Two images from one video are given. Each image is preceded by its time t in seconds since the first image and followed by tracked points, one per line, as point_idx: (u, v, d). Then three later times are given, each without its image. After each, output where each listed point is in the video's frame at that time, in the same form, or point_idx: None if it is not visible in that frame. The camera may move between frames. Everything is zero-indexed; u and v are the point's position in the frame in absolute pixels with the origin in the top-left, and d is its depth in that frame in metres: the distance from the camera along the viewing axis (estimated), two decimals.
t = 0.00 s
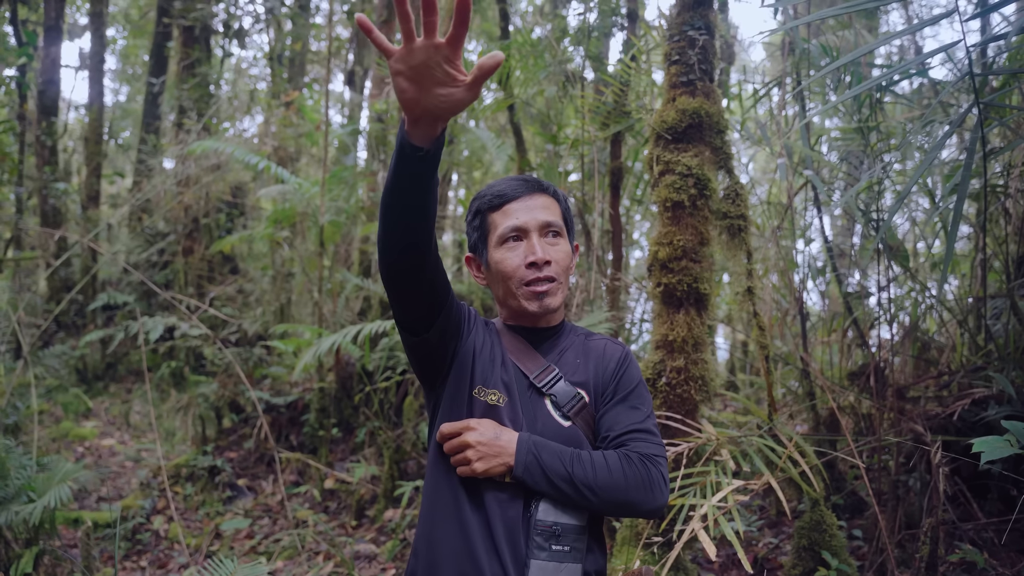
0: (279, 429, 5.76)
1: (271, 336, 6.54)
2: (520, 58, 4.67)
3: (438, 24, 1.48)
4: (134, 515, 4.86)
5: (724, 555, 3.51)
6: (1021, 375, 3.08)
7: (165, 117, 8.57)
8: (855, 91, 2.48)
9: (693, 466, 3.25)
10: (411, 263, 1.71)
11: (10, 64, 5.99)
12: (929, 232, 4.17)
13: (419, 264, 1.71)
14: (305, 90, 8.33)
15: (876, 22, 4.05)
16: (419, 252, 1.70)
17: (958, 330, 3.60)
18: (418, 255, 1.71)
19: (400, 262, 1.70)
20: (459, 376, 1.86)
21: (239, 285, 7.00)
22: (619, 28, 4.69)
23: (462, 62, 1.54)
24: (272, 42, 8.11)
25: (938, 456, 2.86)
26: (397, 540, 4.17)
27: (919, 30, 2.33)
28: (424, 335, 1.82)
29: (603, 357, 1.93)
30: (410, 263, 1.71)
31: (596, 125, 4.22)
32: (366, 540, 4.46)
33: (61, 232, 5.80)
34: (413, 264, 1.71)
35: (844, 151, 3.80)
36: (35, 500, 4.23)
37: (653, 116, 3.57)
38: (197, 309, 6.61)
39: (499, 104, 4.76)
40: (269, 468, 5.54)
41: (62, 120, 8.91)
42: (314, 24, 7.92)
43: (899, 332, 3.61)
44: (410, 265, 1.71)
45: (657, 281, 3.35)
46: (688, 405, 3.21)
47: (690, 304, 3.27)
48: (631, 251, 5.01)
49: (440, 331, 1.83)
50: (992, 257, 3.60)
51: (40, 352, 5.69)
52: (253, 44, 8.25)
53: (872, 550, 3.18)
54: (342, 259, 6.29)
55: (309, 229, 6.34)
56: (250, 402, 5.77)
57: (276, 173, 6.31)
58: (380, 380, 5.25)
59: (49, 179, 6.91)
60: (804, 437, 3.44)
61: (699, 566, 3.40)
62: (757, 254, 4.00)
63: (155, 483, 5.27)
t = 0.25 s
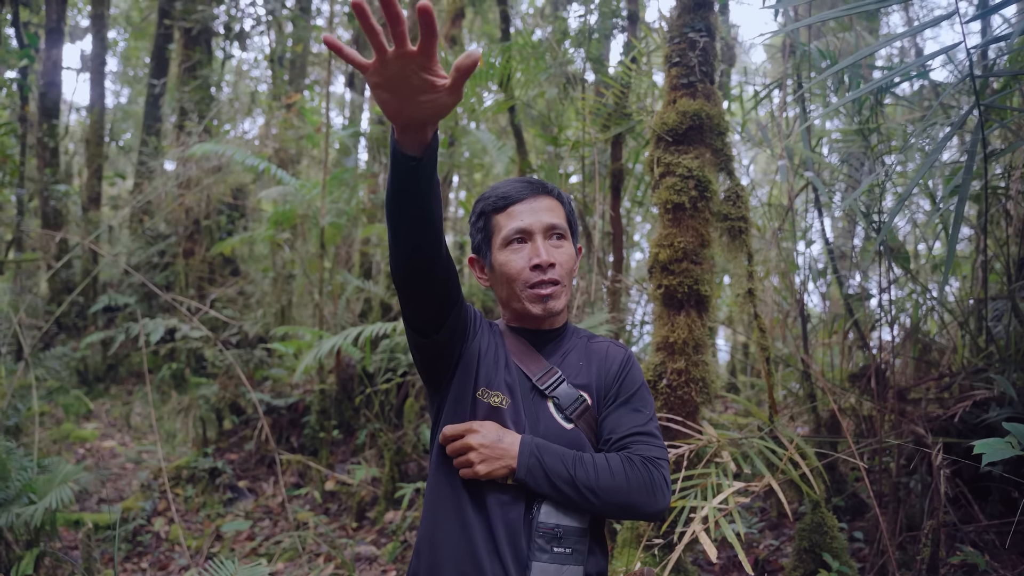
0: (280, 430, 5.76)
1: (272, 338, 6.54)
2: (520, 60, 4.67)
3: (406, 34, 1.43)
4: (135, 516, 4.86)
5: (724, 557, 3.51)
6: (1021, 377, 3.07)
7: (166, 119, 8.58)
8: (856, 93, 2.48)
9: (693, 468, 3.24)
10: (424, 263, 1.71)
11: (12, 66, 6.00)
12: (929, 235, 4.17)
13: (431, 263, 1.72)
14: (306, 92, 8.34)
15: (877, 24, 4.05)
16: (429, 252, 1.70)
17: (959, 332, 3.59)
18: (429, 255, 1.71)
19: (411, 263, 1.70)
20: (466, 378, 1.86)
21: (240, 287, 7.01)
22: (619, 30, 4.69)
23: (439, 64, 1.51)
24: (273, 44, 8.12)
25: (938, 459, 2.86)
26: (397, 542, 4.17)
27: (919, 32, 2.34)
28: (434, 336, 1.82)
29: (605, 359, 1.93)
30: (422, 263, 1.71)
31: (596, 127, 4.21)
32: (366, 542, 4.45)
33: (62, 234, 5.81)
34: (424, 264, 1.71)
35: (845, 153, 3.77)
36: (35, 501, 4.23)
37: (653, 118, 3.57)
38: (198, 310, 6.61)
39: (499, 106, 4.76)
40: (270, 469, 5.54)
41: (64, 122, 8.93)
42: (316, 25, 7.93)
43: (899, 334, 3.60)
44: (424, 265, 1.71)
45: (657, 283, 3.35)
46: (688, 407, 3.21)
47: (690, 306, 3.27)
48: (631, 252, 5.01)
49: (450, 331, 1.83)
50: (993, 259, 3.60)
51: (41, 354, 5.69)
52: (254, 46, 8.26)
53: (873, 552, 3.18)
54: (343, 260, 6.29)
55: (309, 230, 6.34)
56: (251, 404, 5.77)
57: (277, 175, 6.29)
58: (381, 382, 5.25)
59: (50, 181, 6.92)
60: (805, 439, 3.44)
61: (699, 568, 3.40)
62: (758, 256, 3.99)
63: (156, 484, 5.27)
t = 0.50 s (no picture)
0: (281, 430, 5.76)
1: (273, 337, 6.54)
2: (521, 60, 4.69)
3: (416, 41, 1.47)
4: (136, 516, 4.86)
5: (725, 557, 3.51)
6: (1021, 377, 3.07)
7: (167, 119, 8.58)
8: (857, 92, 2.48)
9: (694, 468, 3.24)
10: (401, 266, 1.72)
11: (12, 65, 6.00)
12: (930, 234, 4.16)
13: (411, 268, 1.73)
14: (306, 92, 8.34)
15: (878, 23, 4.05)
16: (409, 256, 1.71)
17: (959, 331, 3.60)
18: (409, 258, 1.72)
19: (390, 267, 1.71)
20: (459, 381, 1.86)
21: (241, 287, 7.01)
22: (620, 29, 4.69)
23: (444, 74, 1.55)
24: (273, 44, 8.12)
25: (938, 458, 2.86)
26: (398, 541, 4.17)
27: (919, 32, 2.34)
28: (422, 340, 1.84)
29: (606, 359, 1.92)
30: (400, 266, 1.72)
31: (596, 127, 4.21)
32: (367, 542, 4.45)
33: (63, 234, 5.81)
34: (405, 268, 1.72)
35: (845, 153, 3.78)
36: (36, 501, 4.23)
37: (654, 118, 3.57)
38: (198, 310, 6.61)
39: (500, 105, 4.76)
40: (270, 469, 5.54)
41: (64, 122, 8.93)
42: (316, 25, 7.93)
43: (900, 333, 3.60)
44: (399, 268, 1.72)
45: (658, 282, 3.35)
46: (688, 407, 3.21)
47: (691, 306, 3.27)
48: (632, 252, 5.02)
49: (437, 337, 1.84)
50: (993, 258, 3.60)
51: (42, 353, 5.69)
52: (254, 46, 8.26)
53: (874, 552, 3.18)
54: (343, 260, 6.29)
55: (310, 230, 6.35)
56: (252, 404, 5.77)
57: (277, 175, 6.28)
58: (381, 382, 5.25)
59: (51, 181, 6.93)
60: (806, 439, 3.44)
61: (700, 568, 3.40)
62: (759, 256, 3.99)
63: (157, 484, 5.28)
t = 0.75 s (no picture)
0: (280, 429, 5.76)
1: (272, 336, 6.53)
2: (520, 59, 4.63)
3: (385, 66, 1.51)
4: (134, 514, 4.85)
5: (724, 555, 3.52)
6: (1020, 376, 3.08)
7: (165, 117, 8.57)
8: (855, 91, 2.49)
9: (693, 466, 3.24)
10: (370, 284, 1.74)
11: (10, 63, 5.98)
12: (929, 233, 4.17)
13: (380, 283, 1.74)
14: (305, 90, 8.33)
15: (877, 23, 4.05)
16: (375, 272, 1.72)
17: (958, 330, 3.60)
18: (376, 274, 1.73)
19: (359, 276, 1.72)
20: (454, 381, 1.89)
21: (240, 285, 7.00)
22: (620, 28, 4.68)
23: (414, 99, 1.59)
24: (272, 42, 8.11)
25: (937, 457, 2.86)
26: (397, 540, 4.17)
27: (919, 31, 2.34)
28: (410, 346, 1.88)
29: (610, 356, 1.91)
30: (370, 283, 1.73)
31: (596, 125, 4.20)
32: (366, 540, 4.45)
33: (61, 232, 5.80)
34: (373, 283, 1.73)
35: (845, 152, 3.78)
36: (35, 499, 4.22)
37: (654, 116, 3.57)
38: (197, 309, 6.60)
39: (499, 104, 4.75)
40: (269, 468, 5.54)
41: (62, 119, 8.91)
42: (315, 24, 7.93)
43: (899, 332, 3.61)
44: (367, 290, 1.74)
45: (657, 281, 3.35)
46: (688, 405, 3.22)
47: (690, 304, 3.27)
48: (631, 251, 5.02)
49: (418, 341, 1.88)
50: (992, 258, 3.60)
51: (40, 352, 5.68)
52: (253, 44, 8.24)
53: (872, 550, 3.19)
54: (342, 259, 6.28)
55: (309, 229, 6.34)
56: (251, 403, 5.76)
57: (276, 173, 6.27)
58: (380, 380, 5.25)
59: (49, 179, 6.92)
60: (805, 437, 3.44)
61: (699, 566, 3.40)
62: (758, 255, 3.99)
63: (155, 483, 5.27)
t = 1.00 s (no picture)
0: (280, 426, 5.76)
1: (271, 333, 6.53)
2: (520, 55, 4.62)
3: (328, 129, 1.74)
4: (134, 512, 4.85)
5: (724, 553, 3.52)
6: (1020, 374, 3.07)
7: (164, 114, 8.56)
8: (856, 88, 2.51)
9: (693, 463, 3.23)
10: (348, 299, 1.91)
11: (9, 60, 5.97)
12: (929, 231, 4.16)
13: (357, 297, 1.91)
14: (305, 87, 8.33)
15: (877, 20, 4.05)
16: (354, 288, 1.90)
17: (958, 329, 3.60)
18: (352, 292, 1.91)
19: (341, 300, 1.90)
20: (452, 380, 1.96)
21: (240, 283, 7.00)
22: (620, 25, 4.67)
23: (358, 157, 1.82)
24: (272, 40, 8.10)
25: (937, 454, 2.86)
26: (397, 537, 4.17)
27: (919, 28, 2.33)
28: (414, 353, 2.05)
29: (615, 351, 1.87)
30: (346, 299, 1.91)
31: (596, 123, 4.19)
32: (366, 537, 4.46)
33: (61, 229, 5.79)
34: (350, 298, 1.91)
35: (845, 149, 3.77)
36: (34, 496, 4.22)
37: (654, 113, 3.56)
38: (196, 306, 6.60)
39: (499, 101, 4.74)
40: (269, 465, 5.54)
41: (62, 117, 8.90)
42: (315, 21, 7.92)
43: (899, 330, 3.60)
44: (345, 303, 1.91)
45: (657, 278, 3.34)
46: (687, 403, 3.22)
47: (690, 302, 3.26)
48: (631, 248, 5.01)
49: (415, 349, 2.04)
50: (993, 255, 3.59)
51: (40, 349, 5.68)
52: (253, 41, 8.23)
53: (872, 547, 3.18)
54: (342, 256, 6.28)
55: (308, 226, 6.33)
56: (250, 400, 5.76)
57: (275, 170, 6.27)
58: (380, 378, 5.25)
59: (48, 176, 6.92)
60: (805, 435, 3.43)
61: (698, 564, 3.40)
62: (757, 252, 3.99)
63: (155, 480, 5.27)
